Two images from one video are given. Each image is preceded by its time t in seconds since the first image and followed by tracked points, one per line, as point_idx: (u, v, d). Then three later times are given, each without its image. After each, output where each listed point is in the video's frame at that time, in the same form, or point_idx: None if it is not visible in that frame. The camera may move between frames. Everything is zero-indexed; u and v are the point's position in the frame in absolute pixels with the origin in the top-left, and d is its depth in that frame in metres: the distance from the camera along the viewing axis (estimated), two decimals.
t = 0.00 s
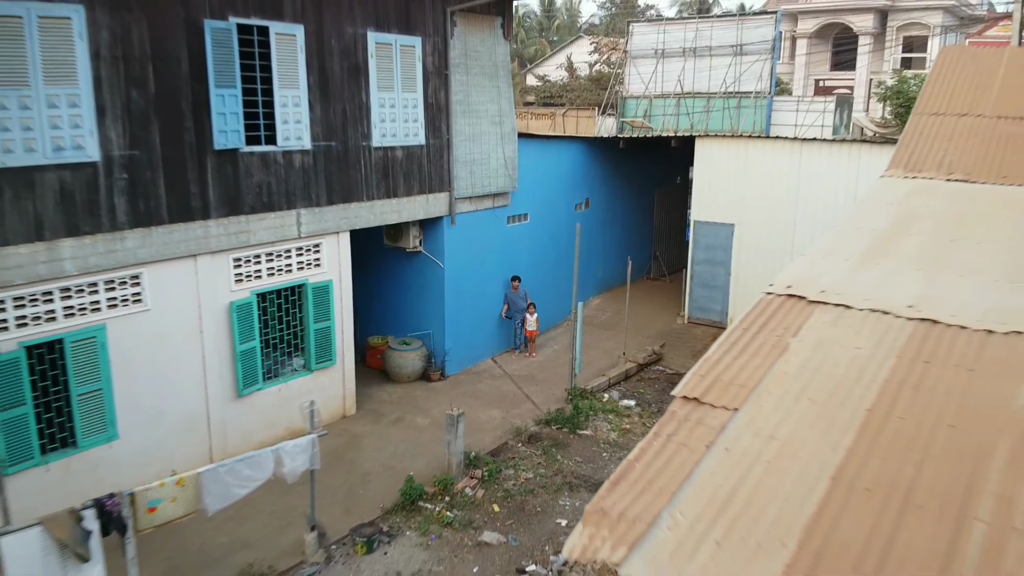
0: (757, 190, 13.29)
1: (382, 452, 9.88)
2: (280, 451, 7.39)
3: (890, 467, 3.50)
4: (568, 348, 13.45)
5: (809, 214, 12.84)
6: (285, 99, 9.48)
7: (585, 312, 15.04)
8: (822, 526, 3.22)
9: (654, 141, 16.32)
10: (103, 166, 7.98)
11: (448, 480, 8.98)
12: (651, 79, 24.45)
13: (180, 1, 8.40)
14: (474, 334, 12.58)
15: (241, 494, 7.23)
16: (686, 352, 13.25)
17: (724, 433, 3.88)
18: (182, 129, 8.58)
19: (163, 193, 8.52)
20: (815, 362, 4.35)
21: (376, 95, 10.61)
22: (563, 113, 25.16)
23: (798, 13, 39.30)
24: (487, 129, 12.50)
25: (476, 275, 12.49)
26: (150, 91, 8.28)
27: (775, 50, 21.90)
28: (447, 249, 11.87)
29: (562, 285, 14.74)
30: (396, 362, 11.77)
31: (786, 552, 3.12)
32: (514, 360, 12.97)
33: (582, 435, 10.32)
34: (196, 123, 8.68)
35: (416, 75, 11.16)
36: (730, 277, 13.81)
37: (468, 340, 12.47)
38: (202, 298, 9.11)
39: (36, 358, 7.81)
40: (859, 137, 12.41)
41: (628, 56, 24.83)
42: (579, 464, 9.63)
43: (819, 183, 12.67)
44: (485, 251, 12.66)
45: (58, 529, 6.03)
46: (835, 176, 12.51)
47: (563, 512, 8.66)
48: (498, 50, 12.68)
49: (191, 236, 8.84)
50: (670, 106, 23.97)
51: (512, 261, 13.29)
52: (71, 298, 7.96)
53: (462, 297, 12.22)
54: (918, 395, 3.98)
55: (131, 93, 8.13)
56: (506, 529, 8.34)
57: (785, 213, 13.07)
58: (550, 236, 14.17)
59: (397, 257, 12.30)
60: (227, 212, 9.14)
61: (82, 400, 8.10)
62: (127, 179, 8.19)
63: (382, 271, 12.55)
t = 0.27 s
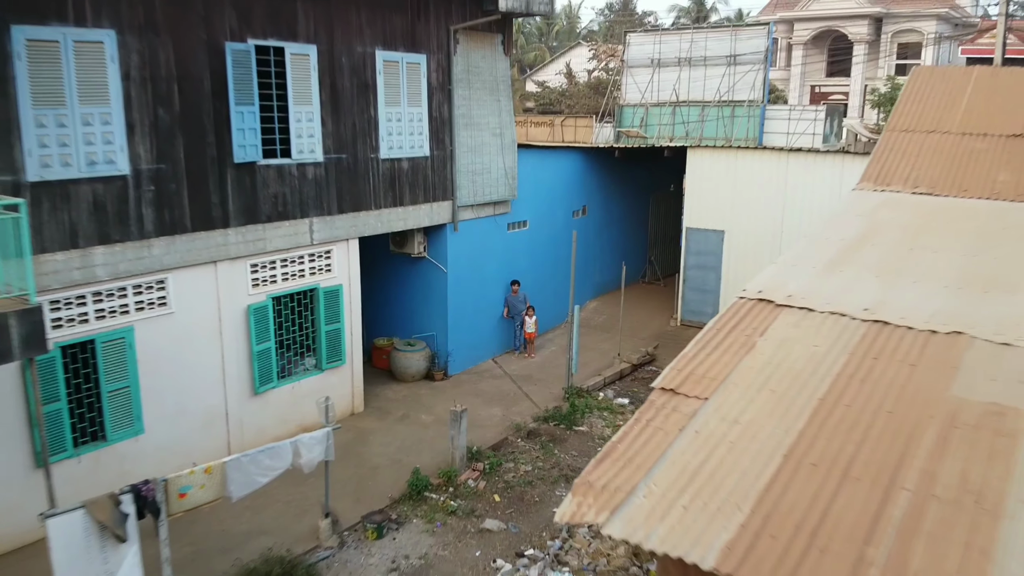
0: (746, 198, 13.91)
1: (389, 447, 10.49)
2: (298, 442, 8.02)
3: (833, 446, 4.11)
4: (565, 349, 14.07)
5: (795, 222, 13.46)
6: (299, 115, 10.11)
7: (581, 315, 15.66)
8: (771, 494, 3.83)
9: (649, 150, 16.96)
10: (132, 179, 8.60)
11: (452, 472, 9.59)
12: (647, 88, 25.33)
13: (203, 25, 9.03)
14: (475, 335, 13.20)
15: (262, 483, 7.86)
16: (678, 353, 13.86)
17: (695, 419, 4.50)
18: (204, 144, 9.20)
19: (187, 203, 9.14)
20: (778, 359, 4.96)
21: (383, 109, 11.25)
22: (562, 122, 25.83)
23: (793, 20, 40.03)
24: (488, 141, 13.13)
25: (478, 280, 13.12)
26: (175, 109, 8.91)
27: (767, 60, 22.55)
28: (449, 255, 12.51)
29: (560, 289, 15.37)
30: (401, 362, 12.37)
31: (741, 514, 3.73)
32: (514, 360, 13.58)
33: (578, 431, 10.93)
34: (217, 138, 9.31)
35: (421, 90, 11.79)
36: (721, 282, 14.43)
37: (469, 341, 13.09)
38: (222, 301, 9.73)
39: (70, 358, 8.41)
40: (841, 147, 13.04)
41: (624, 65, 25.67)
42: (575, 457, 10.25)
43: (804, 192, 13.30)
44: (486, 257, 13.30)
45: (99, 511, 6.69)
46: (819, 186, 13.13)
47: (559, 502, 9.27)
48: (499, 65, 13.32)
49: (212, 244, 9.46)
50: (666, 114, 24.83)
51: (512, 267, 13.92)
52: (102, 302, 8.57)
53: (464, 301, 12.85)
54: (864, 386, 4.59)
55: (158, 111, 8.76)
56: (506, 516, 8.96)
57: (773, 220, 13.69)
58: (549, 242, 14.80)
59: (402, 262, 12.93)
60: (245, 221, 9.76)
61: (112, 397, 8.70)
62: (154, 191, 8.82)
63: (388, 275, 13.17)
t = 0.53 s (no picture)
0: (736, 206, 14.55)
1: (395, 442, 11.11)
2: (314, 434, 8.63)
3: (790, 430, 4.75)
4: (562, 351, 14.70)
5: (782, 229, 14.09)
6: (312, 130, 10.76)
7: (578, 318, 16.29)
8: (734, 470, 4.46)
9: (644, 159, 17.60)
10: (158, 191, 9.25)
11: (455, 465, 10.22)
12: (643, 97, 25.87)
13: (224, 47, 9.68)
14: (477, 337, 13.83)
15: (280, 471, 8.48)
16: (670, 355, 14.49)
17: (672, 408, 5.13)
18: (224, 158, 9.85)
19: (208, 213, 9.78)
20: (748, 356, 5.60)
21: (390, 123, 11.89)
22: (560, 129, 26.49)
23: (789, 27, 40.67)
24: (489, 151, 13.78)
25: (479, 284, 13.76)
26: (197, 126, 9.55)
27: (760, 70, 23.21)
28: (452, 260, 13.15)
29: (557, 293, 16.00)
30: (406, 362, 13.00)
31: (707, 487, 4.36)
32: (513, 361, 14.21)
33: (575, 428, 11.56)
34: (235, 151, 9.95)
35: (426, 104, 12.44)
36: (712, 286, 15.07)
37: (471, 343, 13.72)
38: (239, 304, 10.37)
39: (101, 358, 8.96)
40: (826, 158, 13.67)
41: (621, 74, 26.26)
42: (571, 452, 10.88)
43: (791, 200, 13.93)
44: (487, 262, 13.94)
45: (133, 496, 7.26)
46: (805, 195, 13.77)
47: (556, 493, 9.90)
48: (499, 79, 13.96)
49: (231, 251, 10.10)
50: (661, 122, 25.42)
51: (512, 271, 14.56)
52: (130, 305, 9.19)
53: (466, 304, 13.48)
54: (821, 379, 5.22)
55: (182, 127, 9.40)
56: (506, 506, 9.59)
57: (761, 227, 14.33)
58: (547, 248, 15.44)
59: (407, 267, 13.56)
60: (261, 230, 10.40)
61: (138, 394, 9.31)
62: (178, 202, 9.46)
63: (394, 280, 13.81)
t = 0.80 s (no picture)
0: (726, 214, 15.21)
1: (401, 438, 11.75)
2: (328, 430, 9.30)
3: (756, 419, 5.39)
4: (560, 352, 15.35)
5: (770, 236, 14.75)
6: (323, 143, 11.42)
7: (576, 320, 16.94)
8: (706, 453, 5.11)
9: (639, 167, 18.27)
10: (181, 202, 9.91)
11: (458, 459, 10.86)
12: (639, 106, 26.59)
13: (242, 67, 10.34)
14: (478, 338, 14.48)
15: (297, 464, 9.15)
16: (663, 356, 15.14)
17: (654, 400, 5.79)
18: (242, 171, 10.51)
19: (227, 222, 10.44)
20: (723, 354, 6.25)
21: (396, 136, 12.55)
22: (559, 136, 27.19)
23: (785, 34, 41.39)
24: (489, 161, 14.44)
25: (480, 287, 14.42)
26: (217, 141, 10.21)
27: (752, 80, 23.90)
28: (455, 265, 13.80)
29: (555, 296, 16.66)
30: (411, 362, 13.66)
31: (682, 467, 5.01)
32: (513, 362, 14.86)
33: (571, 425, 12.20)
34: (252, 164, 10.61)
35: (430, 117, 13.10)
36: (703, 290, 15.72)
37: (472, 344, 14.36)
38: (255, 308, 11.02)
39: (128, 358, 9.58)
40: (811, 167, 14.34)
41: (618, 83, 26.96)
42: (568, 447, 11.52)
43: (778, 208, 14.58)
44: (488, 267, 14.60)
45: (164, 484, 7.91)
46: (792, 203, 14.42)
47: (554, 485, 10.55)
48: (500, 93, 14.63)
49: (248, 257, 10.75)
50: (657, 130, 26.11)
51: (512, 276, 15.22)
52: (155, 309, 9.83)
53: (468, 307, 14.14)
54: (787, 374, 5.87)
55: (203, 142, 10.06)
56: (506, 497, 10.23)
57: (750, 234, 14.98)
58: (546, 253, 16.10)
59: (412, 272, 14.22)
60: (276, 237, 11.06)
61: (162, 391, 9.93)
62: (199, 212, 10.11)
63: (399, 284, 14.47)
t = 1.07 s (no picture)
0: (717, 221, 15.88)
1: (407, 434, 12.41)
2: (340, 426, 9.95)
3: (730, 410, 6.05)
4: (558, 354, 16.03)
5: (759, 242, 15.42)
6: (334, 156, 12.09)
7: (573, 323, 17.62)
8: (684, 440, 5.77)
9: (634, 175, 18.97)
10: (202, 212, 10.58)
11: (462, 454, 11.52)
12: (636, 113, 27.34)
13: (259, 86, 11.03)
14: (480, 340, 15.16)
15: (312, 457, 9.80)
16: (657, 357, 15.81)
17: (640, 394, 6.46)
18: (258, 183, 11.19)
19: (244, 231, 11.11)
20: (703, 353, 6.92)
21: (403, 148, 13.23)
22: (558, 143, 27.92)
23: (781, 41, 42.11)
24: (491, 171, 15.13)
25: (482, 292, 15.11)
26: (236, 155, 10.89)
27: (746, 89, 24.61)
28: (458, 271, 14.49)
29: (554, 300, 17.34)
30: (415, 364, 14.32)
31: (662, 453, 5.67)
32: (513, 363, 15.53)
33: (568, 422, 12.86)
34: (268, 177, 11.29)
35: (434, 130, 13.78)
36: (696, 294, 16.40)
37: (474, 345, 15.03)
38: (270, 311, 11.69)
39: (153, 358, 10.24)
40: (798, 177, 15.01)
41: (615, 92, 27.70)
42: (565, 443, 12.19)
43: (767, 216, 15.25)
44: (489, 272, 15.29)
45: (191, 474, 8.57)
46: (779, 211, 15.10)
47: (552, 478, 11.21)
48: (500, 106, 15.32)
49: (263, 264, 11.43)
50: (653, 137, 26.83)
51: (512, 280, 15.91)
52: (178, 312, 10.49)
53: (470, 310, 14.82)
54: (759, 371, 6.53)
55: (222, 156, 10.74)
56: (507, 489, 10.89)
57: (740, 241, 15.65)
58: (545, 259, 16.79)
59: (417, 277, 14.88)
60: (290, 245, 11.73)
61: (184, 389, 10.60)
62: (218, 222, 10.79)
63: (404, 288, 15.14)
